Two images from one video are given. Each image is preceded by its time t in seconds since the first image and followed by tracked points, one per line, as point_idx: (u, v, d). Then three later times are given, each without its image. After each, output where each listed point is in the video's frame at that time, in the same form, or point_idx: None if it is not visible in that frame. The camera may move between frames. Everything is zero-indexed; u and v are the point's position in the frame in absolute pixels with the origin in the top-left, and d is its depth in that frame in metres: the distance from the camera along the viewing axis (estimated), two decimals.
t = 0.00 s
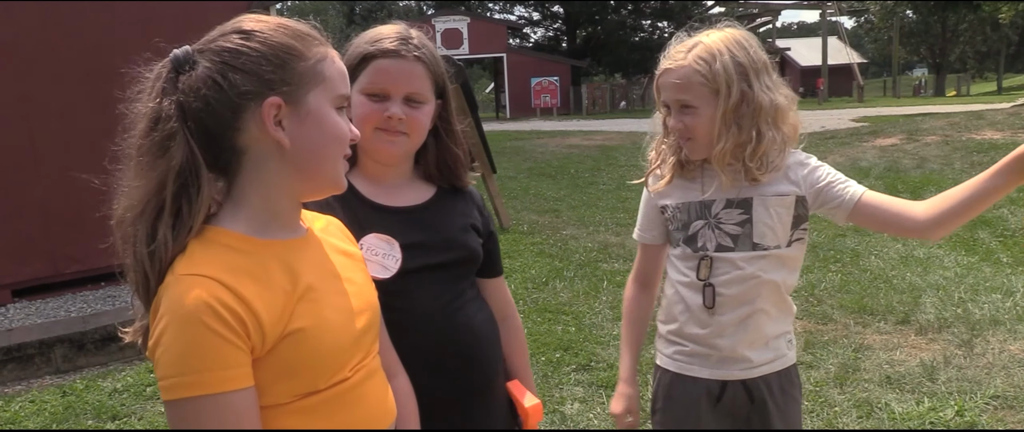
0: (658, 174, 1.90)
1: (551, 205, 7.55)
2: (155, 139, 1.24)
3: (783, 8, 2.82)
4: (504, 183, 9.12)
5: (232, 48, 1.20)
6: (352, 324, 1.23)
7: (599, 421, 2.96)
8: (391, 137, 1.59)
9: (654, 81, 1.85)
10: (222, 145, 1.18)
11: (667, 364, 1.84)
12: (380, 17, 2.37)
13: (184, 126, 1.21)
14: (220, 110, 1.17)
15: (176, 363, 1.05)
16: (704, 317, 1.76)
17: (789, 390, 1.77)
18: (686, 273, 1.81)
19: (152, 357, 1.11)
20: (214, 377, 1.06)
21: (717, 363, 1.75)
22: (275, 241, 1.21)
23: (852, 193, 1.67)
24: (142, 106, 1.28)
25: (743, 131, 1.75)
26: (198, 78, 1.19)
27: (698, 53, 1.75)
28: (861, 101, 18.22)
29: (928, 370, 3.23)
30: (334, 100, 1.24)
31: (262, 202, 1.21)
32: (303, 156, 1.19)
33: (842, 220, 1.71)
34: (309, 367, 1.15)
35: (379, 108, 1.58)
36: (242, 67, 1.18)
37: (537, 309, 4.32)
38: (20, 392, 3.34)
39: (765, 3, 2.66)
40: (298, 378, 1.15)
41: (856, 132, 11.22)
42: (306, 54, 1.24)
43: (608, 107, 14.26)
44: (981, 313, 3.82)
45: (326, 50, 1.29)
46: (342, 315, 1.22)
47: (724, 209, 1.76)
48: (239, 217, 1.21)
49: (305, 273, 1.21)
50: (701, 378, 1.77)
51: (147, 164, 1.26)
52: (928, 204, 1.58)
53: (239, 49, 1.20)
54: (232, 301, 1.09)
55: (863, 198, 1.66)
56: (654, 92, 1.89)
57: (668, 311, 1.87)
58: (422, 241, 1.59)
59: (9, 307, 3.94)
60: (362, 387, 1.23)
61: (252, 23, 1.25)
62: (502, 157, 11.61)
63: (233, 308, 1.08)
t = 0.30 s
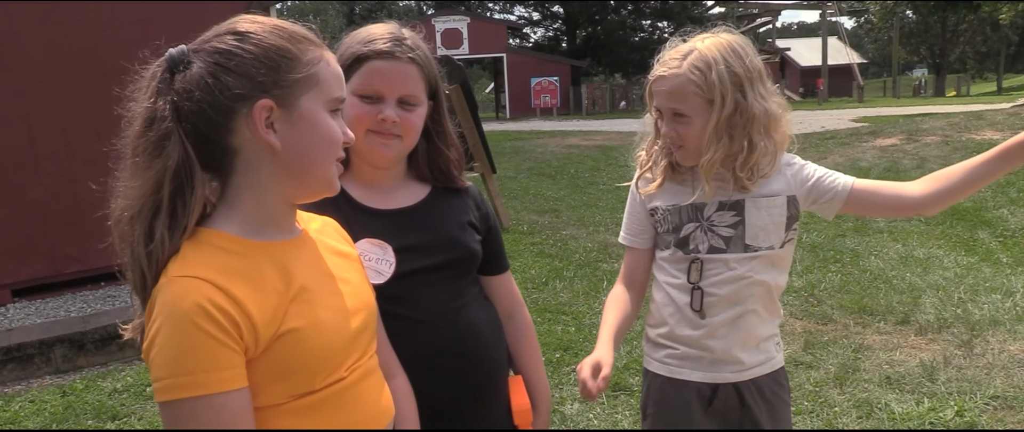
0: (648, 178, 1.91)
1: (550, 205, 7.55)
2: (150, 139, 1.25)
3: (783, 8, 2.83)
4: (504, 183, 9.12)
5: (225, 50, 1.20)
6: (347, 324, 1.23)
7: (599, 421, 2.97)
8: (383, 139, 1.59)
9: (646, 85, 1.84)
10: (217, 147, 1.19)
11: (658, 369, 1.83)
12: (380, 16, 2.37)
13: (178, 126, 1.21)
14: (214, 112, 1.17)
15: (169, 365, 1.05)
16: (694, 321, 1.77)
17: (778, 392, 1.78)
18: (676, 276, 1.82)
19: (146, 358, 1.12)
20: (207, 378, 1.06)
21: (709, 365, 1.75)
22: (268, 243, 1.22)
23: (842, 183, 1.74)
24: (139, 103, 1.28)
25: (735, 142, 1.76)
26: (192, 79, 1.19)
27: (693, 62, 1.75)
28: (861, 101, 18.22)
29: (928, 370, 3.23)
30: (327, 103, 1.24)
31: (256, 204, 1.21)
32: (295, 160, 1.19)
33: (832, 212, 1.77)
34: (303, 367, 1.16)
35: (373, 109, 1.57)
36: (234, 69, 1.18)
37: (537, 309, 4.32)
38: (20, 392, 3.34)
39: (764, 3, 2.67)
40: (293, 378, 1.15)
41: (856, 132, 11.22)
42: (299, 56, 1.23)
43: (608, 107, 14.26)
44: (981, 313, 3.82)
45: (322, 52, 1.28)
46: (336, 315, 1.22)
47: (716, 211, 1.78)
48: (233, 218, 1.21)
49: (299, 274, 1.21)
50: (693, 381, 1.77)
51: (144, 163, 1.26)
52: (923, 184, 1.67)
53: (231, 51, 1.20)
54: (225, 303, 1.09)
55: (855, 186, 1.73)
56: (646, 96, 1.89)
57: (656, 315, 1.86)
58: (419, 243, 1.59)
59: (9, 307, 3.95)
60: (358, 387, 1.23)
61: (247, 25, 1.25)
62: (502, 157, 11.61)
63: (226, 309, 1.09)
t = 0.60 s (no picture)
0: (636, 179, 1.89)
1: (550, 205, 7.55)
2: (143, 143, 1.25)
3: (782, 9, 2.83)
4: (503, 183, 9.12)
5: (217, 50, 1.20)
6: (344, 325, 1.22)
7: (598, 421, 2.96)
8: (387, 149, 1.57)
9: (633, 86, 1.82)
10: (211, 146, 1.18)
11: (648, 373, 1.81)
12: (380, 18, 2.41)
13: (172, 128, 1.20)
14: (208, 112, 1.16)
15: (163, 365, 1.05)
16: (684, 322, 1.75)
17: (770, 395, 1.78)
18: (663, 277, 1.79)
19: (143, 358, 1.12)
20: (200, 378, 1.06)
21: (702, 368, 1.74)
22: (265, 243, 1.21)
23: (823, 184, 1.73)
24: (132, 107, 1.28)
25: (722, 151, 1.74)
26: (185, 81, 1.19)
27: (682, 68, 1.72)
28: (860, 101, 18.22)
29: (928, 370, 3.23)
30: (321, 99, 1.24)
31: (252, 203, 1.21)
32: (289, 158, 1.18)
33: (816, 212, 1.76)
34: (298, 369, 1.15)
35: (376, 120, 1.56)
36: (227, 68, 1.18)
37: (537, 309, 4.32)
38: (20, 392, 3.34)
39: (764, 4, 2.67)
40: (289, 380, 1.15)
41: (856, 132, 11.22)
42: (291, 53, 1.23)
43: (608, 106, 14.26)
44: (981, 313, 3.82)
45: (314, 49, 1.28)
46: (333, 317, 1.21)
47: (702, 213, 1.77)
48: (230, 219, 1.21)
49: (296, 275, 1.21)
50: (685, 385, 1.75)
51: (138, 166, 1.26)
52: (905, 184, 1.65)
53: (222, 51, 1.20)
54: (218, 303, 1.09)
55: (835, 187, 1.72)
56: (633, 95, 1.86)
57: (645, 319, 1.83)
58: (424, 250, 1.58)
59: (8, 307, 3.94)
60: (356, 389, 1.22)
61: (238, 24, 1.26)
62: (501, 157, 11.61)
63: (219, 310, 1.08)
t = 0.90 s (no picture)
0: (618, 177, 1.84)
1: (550, 205, 7.55)
2: (139, 145, 1.24)
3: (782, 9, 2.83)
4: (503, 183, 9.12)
5: (216, 50, 1.20)
6: (337, 327, 1.21)
7: (599, 421, 2.96)
8: (416, 146, 1.54)
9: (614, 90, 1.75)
10: (210, 148, 1.18)
11: (629, 376, 1.80)
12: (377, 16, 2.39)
13: (171, 129, 1.20)
14: (208, 113, 1.16)
15: (152, 366, 1.06)
16: (661, 325, 1.74)
17: (752, 400, 1.76)
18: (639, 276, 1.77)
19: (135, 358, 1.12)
20: (187, 380, 1.06)
21: (681, 371, 1.72)
22: (262, 244, 1.21)
23: (792, 189, 1.75)
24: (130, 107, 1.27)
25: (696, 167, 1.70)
26: (184, 82, 1.18)
27: (663, 80, 1.65)
28: (860, 100, 18.21)
29: (927, 370, 3.23)
30: (321, 99, 1.24)
31: (250, 205, 1.21)
32: (289, 159, 1.18)
33: (789, 217, 1.78)
34: (289, 371, 1.14)
35: (404, 116, 1.53)
36: (227, 69, 1.18)
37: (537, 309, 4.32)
38: (20, 392, 3.34)
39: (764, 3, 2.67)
40: (280, 382, 1.14)
41: (856, 132, 11.21)
42: (291, 54, 1.23)
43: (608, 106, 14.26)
44: (981, 313, 3.82)
45: (314, 49, 1.28)
46: (326, 318, 1.20)
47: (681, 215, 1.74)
48: (228, 220, 1.20)
49: (288, 276, 1.20)
50: (666, 388, 1.74)
51: (135, 168, 1.26)
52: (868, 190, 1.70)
53: (222, 52, 1.20)
54: (208, 304, 1.09)
55: (805, 192, 1.74)
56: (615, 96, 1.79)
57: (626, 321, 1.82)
58: (436, 258, 1.56)
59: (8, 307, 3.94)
60: (350, 391, 1.21)
61: (238, 24, 1.25)
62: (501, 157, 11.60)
63: (208, 311, 1.08)
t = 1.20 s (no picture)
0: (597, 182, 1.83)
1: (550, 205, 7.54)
2: (148, 146, 1.24)
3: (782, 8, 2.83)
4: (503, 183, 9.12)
5: (225, 51, 1.19)
6: (338, 328, 1.21)
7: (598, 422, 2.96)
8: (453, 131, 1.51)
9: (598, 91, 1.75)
10: (216, 148, 1.19)
11: (612, 381, 1.79)
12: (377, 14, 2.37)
13: (177, 129, 1.20)
14: (216, 114, 1.17)
15: (154, 367, 1.06)
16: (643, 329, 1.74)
17: (737, 404, 1.76)
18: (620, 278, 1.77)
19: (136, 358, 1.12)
20: (189, 380, 1.06)
21: (664, 376, 1.72)
22: (265, 245, 1.21)
23: (774, 184, 1.80)
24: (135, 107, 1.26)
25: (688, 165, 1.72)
26: (192, 81, 1.18)
27: (656, 78, 1.66)
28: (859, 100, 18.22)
29: (927, 370, 3.23)
30: (327, 102, 1.25)
31: (254, 205, 1.21)
32: (297, 162, 1.20)
33: (772, 213, 1.82)
34: (290, 372, 1.14)
35: (442, 96, 1.51)
36: (236, 70, 1.18)
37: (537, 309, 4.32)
38: (20, 392, 3.34)
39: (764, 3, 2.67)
40: (280, 382, 1.14)
41: (855, 132, 11.21)
42: (300, 56, 1.24)
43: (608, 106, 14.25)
44: (980, 313, 3.82)
45: (320, 52, 1.29)
46: (326, 320, 1.20)
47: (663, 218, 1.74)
48: (231, 220, 1.21)
49: (289, 277, 1.20)
50: (650, 393, 1.73)
51: (138, 169, 1.25)
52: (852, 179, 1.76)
53: (232, 52, 1.19)
54: (210, 305, 1.09)
55: (787, 186, 1.79)
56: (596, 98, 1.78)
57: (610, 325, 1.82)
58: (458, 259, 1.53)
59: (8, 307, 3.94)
60: (350, 392, 1.22)
61: (245, 24, 1.24)
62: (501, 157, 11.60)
63: (210, 312, 1.08)
